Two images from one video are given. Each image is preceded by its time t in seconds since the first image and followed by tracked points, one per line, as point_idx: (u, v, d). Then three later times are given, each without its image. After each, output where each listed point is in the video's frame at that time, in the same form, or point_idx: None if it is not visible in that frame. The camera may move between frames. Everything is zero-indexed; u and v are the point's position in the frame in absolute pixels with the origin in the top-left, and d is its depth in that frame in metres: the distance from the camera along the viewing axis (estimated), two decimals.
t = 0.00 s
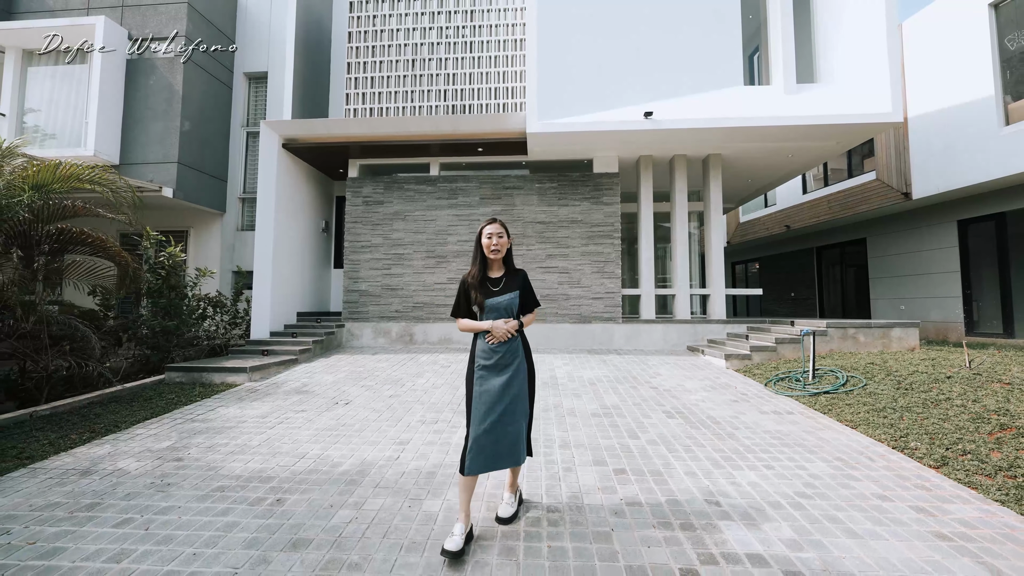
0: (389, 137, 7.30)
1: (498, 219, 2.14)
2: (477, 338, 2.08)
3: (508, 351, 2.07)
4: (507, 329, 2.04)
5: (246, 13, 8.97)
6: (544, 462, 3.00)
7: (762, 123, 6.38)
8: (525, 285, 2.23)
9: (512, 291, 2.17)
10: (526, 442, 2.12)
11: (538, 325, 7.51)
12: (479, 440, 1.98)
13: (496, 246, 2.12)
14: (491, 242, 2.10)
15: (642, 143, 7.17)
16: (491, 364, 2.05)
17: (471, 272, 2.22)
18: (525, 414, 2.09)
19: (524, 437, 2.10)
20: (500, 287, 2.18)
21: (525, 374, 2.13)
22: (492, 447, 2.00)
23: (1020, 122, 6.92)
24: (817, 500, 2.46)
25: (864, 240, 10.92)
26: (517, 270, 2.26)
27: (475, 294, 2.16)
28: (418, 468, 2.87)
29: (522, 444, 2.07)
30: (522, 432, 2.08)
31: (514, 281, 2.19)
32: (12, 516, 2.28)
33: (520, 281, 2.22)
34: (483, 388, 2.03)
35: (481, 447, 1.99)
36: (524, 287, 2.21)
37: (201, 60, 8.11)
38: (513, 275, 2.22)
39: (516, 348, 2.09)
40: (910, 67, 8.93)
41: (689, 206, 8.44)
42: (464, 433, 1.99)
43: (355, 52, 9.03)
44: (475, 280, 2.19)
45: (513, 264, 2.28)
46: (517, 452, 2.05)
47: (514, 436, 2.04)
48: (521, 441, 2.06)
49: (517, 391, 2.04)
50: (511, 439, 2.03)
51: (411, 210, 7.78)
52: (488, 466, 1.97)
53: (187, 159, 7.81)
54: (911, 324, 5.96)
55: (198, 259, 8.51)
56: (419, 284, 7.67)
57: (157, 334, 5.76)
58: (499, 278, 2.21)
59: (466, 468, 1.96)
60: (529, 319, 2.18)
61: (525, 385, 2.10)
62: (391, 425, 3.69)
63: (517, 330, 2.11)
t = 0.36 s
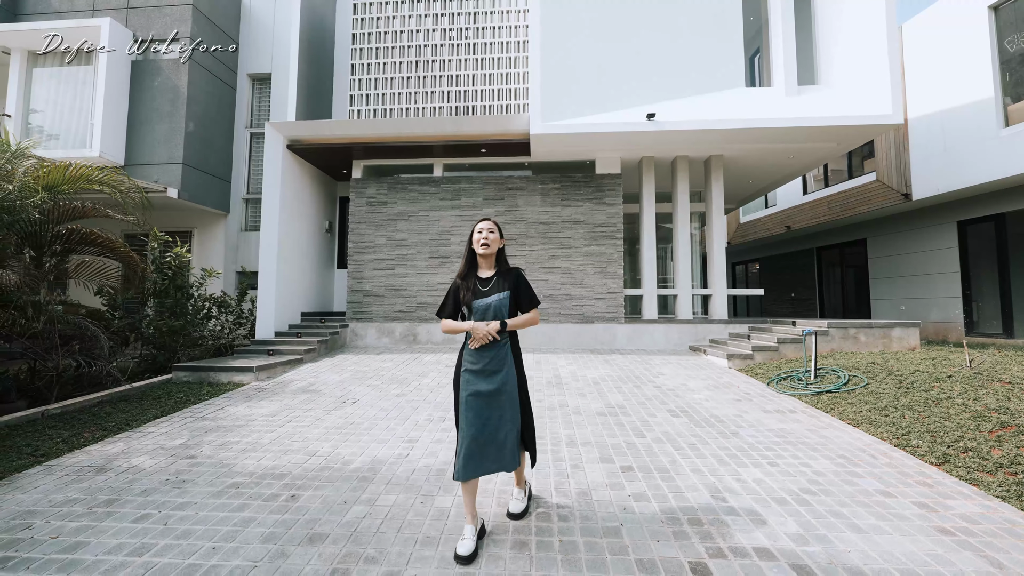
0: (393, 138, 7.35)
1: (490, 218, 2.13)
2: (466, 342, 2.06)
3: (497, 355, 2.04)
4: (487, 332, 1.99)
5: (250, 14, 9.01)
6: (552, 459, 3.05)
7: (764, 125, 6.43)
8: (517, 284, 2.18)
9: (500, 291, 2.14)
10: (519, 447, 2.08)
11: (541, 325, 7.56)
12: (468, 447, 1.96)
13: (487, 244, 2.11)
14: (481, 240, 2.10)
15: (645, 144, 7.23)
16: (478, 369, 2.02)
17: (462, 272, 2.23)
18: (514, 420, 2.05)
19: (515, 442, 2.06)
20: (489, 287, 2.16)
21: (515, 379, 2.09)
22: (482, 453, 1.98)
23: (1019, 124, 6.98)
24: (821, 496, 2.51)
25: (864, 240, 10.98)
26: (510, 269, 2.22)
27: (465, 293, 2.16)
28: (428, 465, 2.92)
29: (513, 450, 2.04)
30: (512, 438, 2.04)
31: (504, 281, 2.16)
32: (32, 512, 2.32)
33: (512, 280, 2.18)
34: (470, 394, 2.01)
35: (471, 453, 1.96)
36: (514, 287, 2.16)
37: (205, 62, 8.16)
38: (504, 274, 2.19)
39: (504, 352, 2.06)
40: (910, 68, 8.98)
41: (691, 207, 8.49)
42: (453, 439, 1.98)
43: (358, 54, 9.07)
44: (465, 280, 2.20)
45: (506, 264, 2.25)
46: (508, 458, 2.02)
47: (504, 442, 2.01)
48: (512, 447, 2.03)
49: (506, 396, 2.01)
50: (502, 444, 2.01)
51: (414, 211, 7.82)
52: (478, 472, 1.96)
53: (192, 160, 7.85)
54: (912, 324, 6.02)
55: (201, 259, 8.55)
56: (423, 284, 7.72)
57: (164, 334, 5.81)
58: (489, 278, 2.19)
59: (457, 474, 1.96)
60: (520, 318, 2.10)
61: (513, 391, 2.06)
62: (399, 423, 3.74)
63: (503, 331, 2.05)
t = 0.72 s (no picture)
0: (398, 140, 7.41)
1: (497, 218, 2.10)
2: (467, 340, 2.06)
3: (493, 354, 1.98)
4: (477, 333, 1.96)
5: (255, 16, 9.07)
6: (561, 456, 3.10)
7: (767, 125, 6.48)
8: (519, 284, 2.08)
9: (501, 289, 2.08)
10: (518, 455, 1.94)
11: (544, 325, 7.61)
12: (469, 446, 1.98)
13: (488, 242, 2.09)
14: (483, 238, 2.09)
15: (649, 146, 7.29)
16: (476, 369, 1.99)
17: (469, 271, 2.23)
18: (511, 426, 1.93)
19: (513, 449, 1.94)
20: (491, 285, 2.11)
21: (513, 380, 1.98)
22: (480, 455, 1.96)
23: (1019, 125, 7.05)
24: (827, 491, 2.57)
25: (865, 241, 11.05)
26: (515, 269, 2.14)
27: (468, 292, 2.16)
28: (441, 462, 2.97)
29: (509, 458, 1.91)
30: (511, 444, 1.93)
31: (505, 281, 2.08)
32: (58, 507, 2.38)
33: (514, 280, 2.10)
34: (469, 394, 2.00)
35: (472, 454, 1.97)
36: (516, 287, 2.07)
37: (211, 64, 8.21)
38: (507, 274, 2.11)
39: (501, 351, 1.98)
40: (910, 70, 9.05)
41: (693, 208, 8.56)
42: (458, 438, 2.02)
43: (363, 56, 9.13)
44: (469, 279, 2.19)
45: (512, 264, 2.18)
46: (505, 465, 1.91)
47: (498, 447, 1.93)
48: (507, 455, 1.92)
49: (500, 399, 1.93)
50: (498, 450, 1.92)
51: (419, 211, 7.88)
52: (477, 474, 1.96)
53: (199, 162, 7.91)
54: (913, 324, 6.08)
55: (206, 259, 8.59)
56: (427, 284, 7.78)
57: (172, 334, 5.88)
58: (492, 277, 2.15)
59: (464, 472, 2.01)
60: (516, 320, 2.00)
61: (511, 393, 1.95)
62: (409, 421, 3.79)
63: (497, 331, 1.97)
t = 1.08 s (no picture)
0: (403, 142, 7.49)
1: (505, 218, 2.09)
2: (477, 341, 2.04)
3: (501, 355, 1.95)
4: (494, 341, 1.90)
5: (260, 20, 9.16)
6: (569, 452, 3.17)
7: (768, 128, 6.56)
8: (529, 285, 2.06)
9: (509, 290, 2.05)
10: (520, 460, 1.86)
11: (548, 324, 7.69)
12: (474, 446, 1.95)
13: (496, 243, 2.07)
14: (491, 239, 2.08)
15: (651, 148, 7.36)
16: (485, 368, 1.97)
17: (479, 272, 2.22)
18: (513, 428, 1.87)
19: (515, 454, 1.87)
20: (500, 286, 2.09)
21: (522, 383, 1.93)
22: (482, 457, 1.91)
23: (1017, 128, 7.13)
24: (829, 485, 2.65)
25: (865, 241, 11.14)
26: (524, 269, 2.11)
27: (478, 293, 2.15)
28: (452, 458, 3.05)
29: (509, 462, 1.84)
30: (512, 447, 1.87)
31: (514, 280, 2.05)
32: (84, 501, 2.46)
33: (523, 281, 2.07)
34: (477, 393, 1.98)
35: (475, 455, 1.93)
36: (525, 287, 2.04)
37: (217, 67, 8.29)
38: (516, 275, 2.08)
39: (509, 351, 1.95)
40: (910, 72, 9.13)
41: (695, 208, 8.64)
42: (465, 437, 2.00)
43: (368, 59, 9.21)
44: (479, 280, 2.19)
45: (522, 265, 2.15)
46: (504, 470, 1.83)
47: (499, 450, 1.86)
48: (507, 459, 1.84)
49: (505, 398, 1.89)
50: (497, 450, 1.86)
51: (424, 213, 7.96)
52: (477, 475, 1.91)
53: (205, 164, 7.99)
54: (913, 324, 6.16)
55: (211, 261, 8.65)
56: (432, 285, 7.86)
57: (181, 334, 5.95)
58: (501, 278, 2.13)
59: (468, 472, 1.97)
60: (525, 323, 1.97)
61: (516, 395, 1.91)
62: (419, 419, 3.87)
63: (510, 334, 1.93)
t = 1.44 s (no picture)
0: (408, 144, 7.56)
1: (512, 216, 2.07)
2: (484, 339, 2.04)
3: (506, 354, 1.94)
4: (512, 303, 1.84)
5: (265, 22, 9.25)
6: (574, 448, 3.25)
7: (769, 129, 6.64)
8: (537, 283, 2.05)
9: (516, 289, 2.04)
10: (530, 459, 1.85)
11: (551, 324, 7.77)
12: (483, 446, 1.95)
13: (503, 242, 2.07)
14: (498, 238, 2.08)
15: (653, 149, 7.44)
16: (491, 368, 1.94)
17: (490, 271, 2.23)
18: (519, 429, 1.84)
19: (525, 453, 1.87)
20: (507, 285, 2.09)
21: (528, 383, 1.90)
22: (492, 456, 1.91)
23: (1015, 129, 7.19)
24: (829, 478, 2.72)
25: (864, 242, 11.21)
26: (532, 268, 2.09)
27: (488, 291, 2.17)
28: (461, 453, 3.13)
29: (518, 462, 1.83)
30: (519, 447, 1.85)
31: (521, 280, 2.03)
32: (105, 494, 2.54)
33: (531, 280, 2.05)
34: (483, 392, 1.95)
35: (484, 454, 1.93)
36: (532, 286, 2.02)
37: (223, 69, 8.37)
38: (524, 274, 2.06)
39: (515, 350, 1.94)
40: (910, 73, 9.19)
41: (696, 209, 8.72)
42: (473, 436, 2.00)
43: (372, 61, 9.31)
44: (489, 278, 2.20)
45: (531, 263, 2.14)
46: (513, 471, 1.82)
47: (507, 450, 1.85)
48: (516, 459, 1.83)
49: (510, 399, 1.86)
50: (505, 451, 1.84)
51: (428, 214, 8.04)
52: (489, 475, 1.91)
53: (212, 165, 8.07)
54: (912, 323, 6.23)
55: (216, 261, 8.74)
56: (436, 285, 7.94)
57: (189, 334, 6.04)
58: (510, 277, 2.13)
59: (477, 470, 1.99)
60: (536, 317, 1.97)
61: (523, 394, 1.88)
62: (426, 416, 3.94)
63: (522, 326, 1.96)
